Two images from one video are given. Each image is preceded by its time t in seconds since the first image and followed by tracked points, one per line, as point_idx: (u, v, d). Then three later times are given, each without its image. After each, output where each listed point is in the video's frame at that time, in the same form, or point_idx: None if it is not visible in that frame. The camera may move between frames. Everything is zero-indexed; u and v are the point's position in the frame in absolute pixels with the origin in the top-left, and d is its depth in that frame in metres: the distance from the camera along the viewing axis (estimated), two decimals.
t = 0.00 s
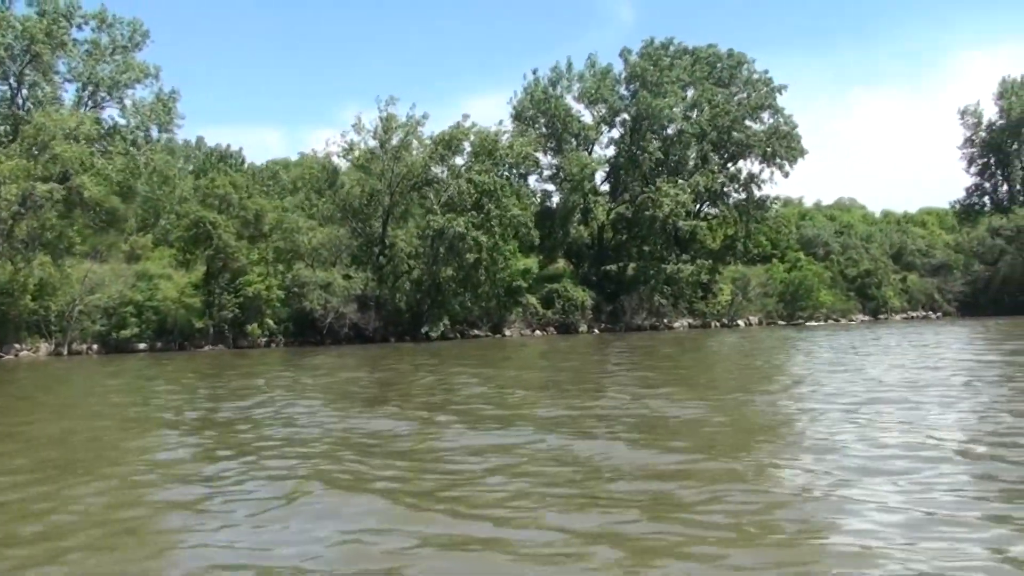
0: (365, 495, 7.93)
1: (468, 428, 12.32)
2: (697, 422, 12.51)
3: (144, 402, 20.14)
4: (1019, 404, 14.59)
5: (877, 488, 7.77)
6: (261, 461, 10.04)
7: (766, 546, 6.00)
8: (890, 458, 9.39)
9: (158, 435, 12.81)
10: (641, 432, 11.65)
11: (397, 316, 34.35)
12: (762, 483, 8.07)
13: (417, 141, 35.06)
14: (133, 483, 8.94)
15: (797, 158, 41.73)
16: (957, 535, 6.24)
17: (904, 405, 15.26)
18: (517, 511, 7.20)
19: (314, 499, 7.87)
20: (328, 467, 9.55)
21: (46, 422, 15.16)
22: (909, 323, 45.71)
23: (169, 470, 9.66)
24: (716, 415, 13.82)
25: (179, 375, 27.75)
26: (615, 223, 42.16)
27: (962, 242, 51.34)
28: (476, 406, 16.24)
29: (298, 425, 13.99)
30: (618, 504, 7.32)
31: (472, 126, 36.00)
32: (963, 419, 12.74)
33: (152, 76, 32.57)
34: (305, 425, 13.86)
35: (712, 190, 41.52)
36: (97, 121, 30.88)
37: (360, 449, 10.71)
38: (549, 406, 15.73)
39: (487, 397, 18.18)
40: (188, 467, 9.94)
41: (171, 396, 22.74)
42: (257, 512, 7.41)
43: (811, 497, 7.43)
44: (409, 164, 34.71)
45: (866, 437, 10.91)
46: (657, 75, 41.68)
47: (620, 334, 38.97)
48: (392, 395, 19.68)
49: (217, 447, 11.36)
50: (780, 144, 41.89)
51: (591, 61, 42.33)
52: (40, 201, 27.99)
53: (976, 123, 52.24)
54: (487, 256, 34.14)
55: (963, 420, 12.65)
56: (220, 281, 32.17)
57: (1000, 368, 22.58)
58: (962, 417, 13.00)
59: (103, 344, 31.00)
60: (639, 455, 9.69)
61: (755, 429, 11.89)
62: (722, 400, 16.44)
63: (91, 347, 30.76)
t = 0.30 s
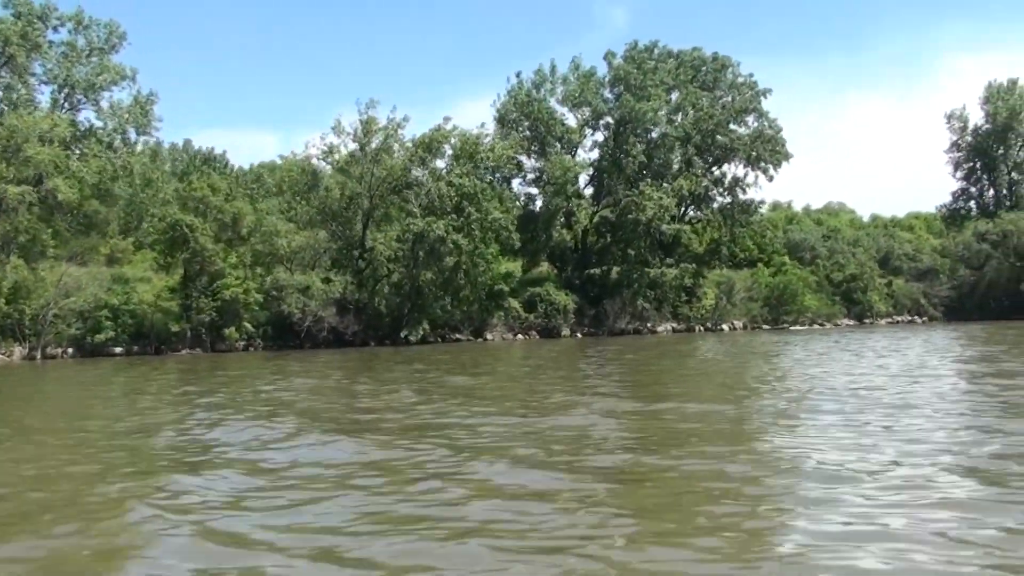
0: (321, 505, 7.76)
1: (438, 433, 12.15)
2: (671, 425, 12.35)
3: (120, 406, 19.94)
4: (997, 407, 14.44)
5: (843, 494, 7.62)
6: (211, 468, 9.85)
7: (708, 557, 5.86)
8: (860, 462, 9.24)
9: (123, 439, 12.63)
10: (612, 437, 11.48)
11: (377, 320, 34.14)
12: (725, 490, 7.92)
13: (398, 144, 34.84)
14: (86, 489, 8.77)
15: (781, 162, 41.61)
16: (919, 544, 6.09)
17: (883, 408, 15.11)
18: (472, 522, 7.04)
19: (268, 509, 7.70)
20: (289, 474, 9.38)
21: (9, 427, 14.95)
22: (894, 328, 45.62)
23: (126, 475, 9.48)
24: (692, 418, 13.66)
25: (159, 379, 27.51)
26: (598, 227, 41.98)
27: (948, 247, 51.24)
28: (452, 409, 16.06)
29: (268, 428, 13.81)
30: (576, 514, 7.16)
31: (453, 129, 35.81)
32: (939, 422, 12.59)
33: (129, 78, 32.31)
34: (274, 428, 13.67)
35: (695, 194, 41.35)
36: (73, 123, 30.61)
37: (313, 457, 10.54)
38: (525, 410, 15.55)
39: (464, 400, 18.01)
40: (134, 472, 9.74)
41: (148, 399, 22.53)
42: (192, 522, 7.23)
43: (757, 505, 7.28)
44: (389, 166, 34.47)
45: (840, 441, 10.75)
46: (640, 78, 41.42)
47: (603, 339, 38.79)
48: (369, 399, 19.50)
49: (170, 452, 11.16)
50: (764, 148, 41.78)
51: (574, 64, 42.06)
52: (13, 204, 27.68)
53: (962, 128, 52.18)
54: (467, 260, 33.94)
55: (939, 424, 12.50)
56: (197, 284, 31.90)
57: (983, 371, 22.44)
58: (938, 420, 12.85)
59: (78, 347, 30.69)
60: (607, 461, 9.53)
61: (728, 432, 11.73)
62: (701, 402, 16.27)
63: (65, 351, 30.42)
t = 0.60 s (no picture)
0: (268, 503, 7.45)
1: (406, 433, 11.83)
2: (644, 431, 12.04)
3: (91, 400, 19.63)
4: (980, 413, 14.16)
5: (813, 501, 7.32)
6: (160, 465, 9.57)
7: (648, 562, 5.61)
8: (834, 470, 8.94)
9: (83, 432, 12.31)
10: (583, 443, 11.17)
11: (357, 320, 33.85)
12: (690, 495, 7.61)
13: (380, 143, 34.53)
14: (33, 486, 8.51)
15: (767, 165, 41.40)
16: (888, 556, 5.78)
17: (863, 413, 14.83)
18: (424, 523, 6.74)
19: (210, 506, 7.40)
20: (244, 471, 9.07)
21: None
22: (879, 333, 45.44)
23: (76, 470, 9.17)
24: (668, 421, 13.34)
25: (136, 374, 27.24)
26: (582, 229, 41.71)
27: (935, 251, 51.09)
28: (425, 409, 15.74)
29: (234, 424, 13.49)
30: (531, 517, 6.85)
31: (435, 128, 35.53)
32: (920, 429, 12.30)
33: (107, 72, 31.98)
34: (241, 424, 13.35)
35: (679, 196, 41.10)
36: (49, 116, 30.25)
37: (266, 455, 10.25)
38: (499, 410, 15.25)
39: (441, 400, 17.71)
40: (79, 468, 9.46)
41: (122, 394, 22.23)
42: (124, 520, 6.96)
43: (709, 510, 7.02)
44: (370, 165, 34.15)
45: (816, 449, 10.44)
46: (627, 79, 41.07)
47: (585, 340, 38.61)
48: (346, 396, 19.20)
49: (121, 447, 10.88)
50: (750, 151, 41.58)
51: (561, 64, 41.62)
52: None
53: (950, 132, 52.03)
54: (447, 260, 33.67)
55: (919, 431, 12.20)
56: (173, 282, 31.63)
57: (968, 376, 22.19)
58: (919, 427, 12.55)
59: (52, 344, 30.38)
60: (572, 465, 9.22)
61: (703, 440, 11.42)
62: (678, 405, 15.98)
63: (39, 347, 30.12)
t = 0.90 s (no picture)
0: (220, 531, 7.45)
1: (364, 451, 11.69)
2: (612, 445, 12.02)
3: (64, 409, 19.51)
4: (947, 422, 14.06)
5: (764, 525, 7.32)
6: (105, 490, 9.42)
7: None
8: (792, 488, 8.94)
9: (49, 449, 12.26)
10: (541, 460, 11.05)
11: (335, 322, 33.63)
12: (642, 521, 7.62)
13: (359, 144, 34.29)
14: None
15: (750, 164, 41.24)
16: None
17: (835, 420, 14.81)
18: (356, 556, 6.62)
19: (161, 535, 7.40)
20: (202, 497, 9.06)
21: None
22: (864, 334, 45.32)
23: (19, 496, 9.02)
24: (638, 432, 13.31)
25: (114, 379, 27.06)
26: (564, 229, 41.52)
27: (920, 251, 50.99)
28: (398, 418, 15.71)
29: (202, 438, 13.45)
30: (479, 545, 6.85)
31: (415, 128, 35.27)
32: (886, 440, 12.29)
33: (81, 72, 31.74)
34: (210, 439, 13.32)
35: (661, 196, 40.89)
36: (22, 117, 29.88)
37: (217, 477, 10.11)
38: (472, 420, 15.21)
39: (416, 408, 17.66)
40: (23, 492, 9.30)
41: (94, 401, 22.01)
42: (54, 554, 6.83)
43: (651, 541, 6.92)
44: (348, 166, 33.88)
45: (780, 463, 10.44)
46: (610, 79, 40.80)
47: (567, 342, 38.36)
48: (321, 403, 19.14)
49: (72, 468, 10.71)
50: (733, 151, 41.43)
51: (543, 64, 41.27)
52: None
53: (935, 133, 51.92)
54: (426, 261, 33.43)
55: (886, 441, 12.19)
56: (149, 282, 31.41)
57: (945, 380, 22.18)
58: (887, 437, 12.54)
59: (26, 347, 29.93)
60: (533, 490, 9.21)
61: (662, 455, 11.30)
62: (652, 412, 15.95)
63: (12, 349, 29.72)
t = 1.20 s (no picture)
0: (170, 539, 7.14)
1: (327, 454, 11.34)
2: (588, 446, 11.71)
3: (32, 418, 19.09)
4: (926, 415, 13.77)
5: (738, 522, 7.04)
6: (51, 498, 9.06)
7: None
8: (770, 486, 8.63)
9: (8, 457, 11.89)
10: (508, 459, 10.72)
11: (313, 327, 33.33)
12: (610, 519, 7.32)
13: (335, 148, 34.01)
14: None
15: (731, 163, 41.08)
16: None
17: (817, 416, 14.51)
18: (298, 565, 6.27)
19: (110, 544, 7.09)
20: (160, 501, 8.74)
21: None
22: (849, 331, 45.12)
23: None
24: (611, 432, 12.99)
25: (93, 388, 26.64)
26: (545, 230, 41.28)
27: (905, 247, 50.84)
28: (374, 423, 15.37)
29: (170, 444, 13.09)
30: (442, 549, 6.56)
31: (392, 131, 35.00)
32: (864, 435, 11.98)
33: (52, 79, 31.35)
34: (177, 445, 12.96)
35: (642, 196, 40.67)
36: None
37: (172, 483, 9.75)
38: (449, 423, 14.88)
39: (393, 411, 17.32)
40: None
41: (65, 409, 21.59)
42: None
43: (611, 542, 6.59)
44: (324, 170, 33.57)
45: (759, 460, 10.14)
46: (589, 78, 40.56)
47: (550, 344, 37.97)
48: (298, 408, 18.80)
49: (23, 477, 10.34)
50: (713, 149, 41.27)
51: (521, 64, 40.96)
52: None
53: (917, 128, 51.79)
54: (404, 265, 33.14)
55: (868, 436, 11.91)
56: (123, 290, 30.98)
57: (931, 374, 21.91)
58: (868, 432, 12.26)
59: None
60: (504, 488, 8.90)
61: (633, 453, 10.97)
62: (628, 412, 15.62)
63: None
